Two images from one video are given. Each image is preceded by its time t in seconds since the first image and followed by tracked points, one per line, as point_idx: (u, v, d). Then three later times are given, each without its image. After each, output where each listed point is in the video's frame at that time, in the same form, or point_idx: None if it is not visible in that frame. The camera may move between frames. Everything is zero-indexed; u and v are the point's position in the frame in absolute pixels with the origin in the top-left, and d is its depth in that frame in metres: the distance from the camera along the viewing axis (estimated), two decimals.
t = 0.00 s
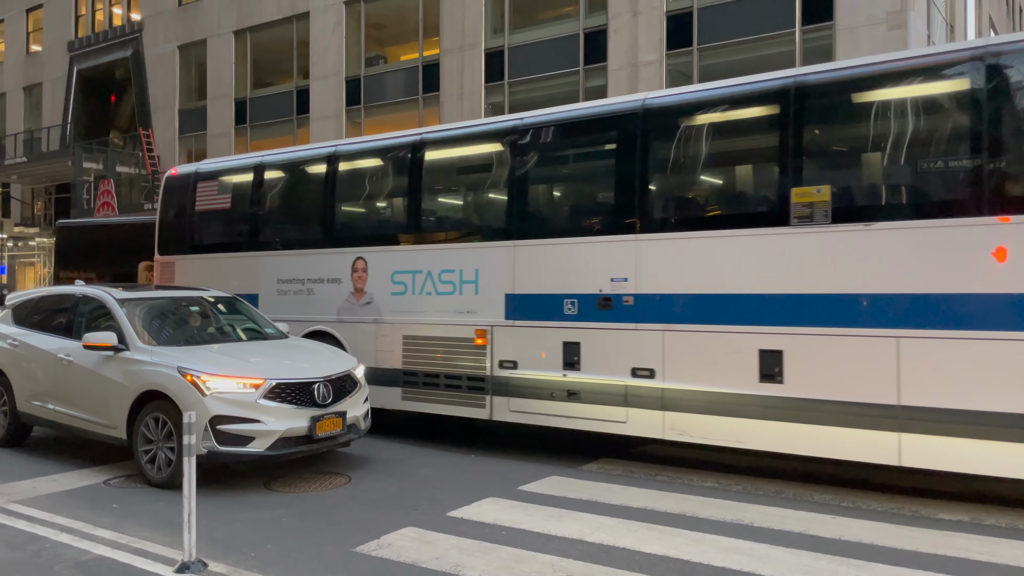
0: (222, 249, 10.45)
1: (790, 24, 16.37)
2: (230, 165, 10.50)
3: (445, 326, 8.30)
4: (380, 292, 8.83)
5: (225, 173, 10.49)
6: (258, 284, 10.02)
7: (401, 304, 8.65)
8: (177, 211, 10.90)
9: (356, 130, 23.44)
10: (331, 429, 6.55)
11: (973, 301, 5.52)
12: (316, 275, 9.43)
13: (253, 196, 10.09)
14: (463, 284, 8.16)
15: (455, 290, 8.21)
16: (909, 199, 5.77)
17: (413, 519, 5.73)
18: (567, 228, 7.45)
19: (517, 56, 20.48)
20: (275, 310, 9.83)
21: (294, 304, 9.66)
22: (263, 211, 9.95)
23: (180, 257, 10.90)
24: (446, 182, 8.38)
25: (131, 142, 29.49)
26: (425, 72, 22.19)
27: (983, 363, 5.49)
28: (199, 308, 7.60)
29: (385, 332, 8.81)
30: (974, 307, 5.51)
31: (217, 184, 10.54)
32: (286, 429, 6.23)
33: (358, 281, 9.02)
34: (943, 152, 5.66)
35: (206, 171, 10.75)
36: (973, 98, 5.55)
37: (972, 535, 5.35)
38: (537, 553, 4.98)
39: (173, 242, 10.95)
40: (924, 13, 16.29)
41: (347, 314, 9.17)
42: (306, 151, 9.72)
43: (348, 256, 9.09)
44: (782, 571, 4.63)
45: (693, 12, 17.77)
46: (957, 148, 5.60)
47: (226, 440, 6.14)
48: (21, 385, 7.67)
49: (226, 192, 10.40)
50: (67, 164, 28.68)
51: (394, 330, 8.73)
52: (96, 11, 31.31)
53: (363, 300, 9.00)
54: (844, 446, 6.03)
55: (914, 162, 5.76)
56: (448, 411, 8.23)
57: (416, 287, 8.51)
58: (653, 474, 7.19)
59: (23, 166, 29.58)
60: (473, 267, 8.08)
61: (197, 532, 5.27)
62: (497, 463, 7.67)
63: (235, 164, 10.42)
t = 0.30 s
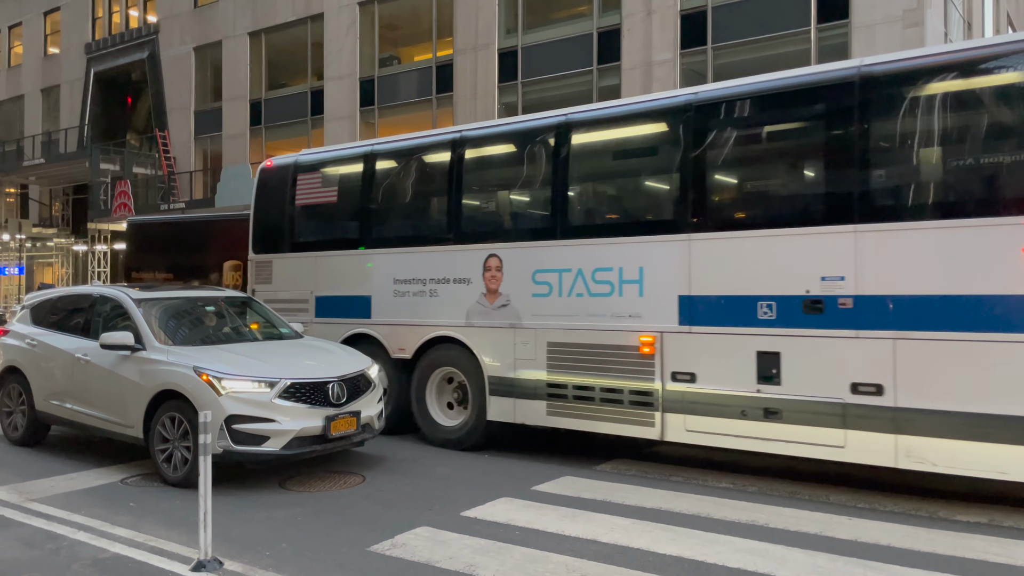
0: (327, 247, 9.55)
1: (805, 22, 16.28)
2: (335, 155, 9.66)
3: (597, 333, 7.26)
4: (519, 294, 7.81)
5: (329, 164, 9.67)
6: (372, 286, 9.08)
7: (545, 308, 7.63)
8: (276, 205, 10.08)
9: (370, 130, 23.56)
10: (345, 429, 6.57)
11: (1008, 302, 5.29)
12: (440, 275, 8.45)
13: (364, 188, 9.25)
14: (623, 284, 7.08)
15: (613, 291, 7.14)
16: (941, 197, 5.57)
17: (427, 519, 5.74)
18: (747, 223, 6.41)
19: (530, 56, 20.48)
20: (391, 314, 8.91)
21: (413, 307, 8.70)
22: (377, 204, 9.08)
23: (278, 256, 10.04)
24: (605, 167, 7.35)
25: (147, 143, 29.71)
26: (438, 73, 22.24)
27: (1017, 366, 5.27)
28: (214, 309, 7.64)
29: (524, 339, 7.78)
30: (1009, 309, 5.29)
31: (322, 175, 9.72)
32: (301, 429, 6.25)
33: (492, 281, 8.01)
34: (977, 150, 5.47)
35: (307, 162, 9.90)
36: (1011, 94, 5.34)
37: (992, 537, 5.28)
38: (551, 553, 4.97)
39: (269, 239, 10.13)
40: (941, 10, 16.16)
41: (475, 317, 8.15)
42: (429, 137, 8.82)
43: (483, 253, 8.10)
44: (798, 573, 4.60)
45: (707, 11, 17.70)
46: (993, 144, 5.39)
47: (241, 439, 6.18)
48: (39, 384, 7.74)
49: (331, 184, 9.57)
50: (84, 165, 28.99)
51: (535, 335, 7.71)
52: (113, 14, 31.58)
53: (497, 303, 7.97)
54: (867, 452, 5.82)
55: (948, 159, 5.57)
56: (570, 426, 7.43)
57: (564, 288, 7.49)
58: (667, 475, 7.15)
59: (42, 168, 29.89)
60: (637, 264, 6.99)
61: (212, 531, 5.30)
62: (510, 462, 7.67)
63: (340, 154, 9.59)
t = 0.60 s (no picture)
0: (449, 245, 8.43)
1: (821, 20, 16.18)
2: (451, 143, 8.59)
3: (798, 341, 6.08)
4: (695, 296, 6.62)
5: (444, 154, 8.62)
6: (505, 287, 7.91)
7: (728, 313, 6.44)
8: (392, 202, 8.99)
9: (384, 131, 23.66)
10: (360, 428, 6.59)
11: None
12: (592, 275, 7.27)
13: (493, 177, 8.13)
14: (837, 284, 5.91)
15: (824, 293, 5.97)
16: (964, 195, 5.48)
17: (442, 519, 5.75)
18: (818, 220, 6.03)
19: (544, 57, 20.47)
20: (526, 318, 7.74)
21: (555, 311, 7.52)
22: (506, 194, 7.98)
23: (392, 256, 8.97)
24: (809, 147, 6.18)
25: (164, 144, 29.95)
26: (453, 73, 22.27)
27: None
28: (230, 308, 7.68)
29: (703, 349, 6.57)
30: None
31: (442, 166, 8.62)
32: (316, 428, 6.28)
33: (659, 282, 6.82)
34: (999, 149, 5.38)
35: (421, 151, 8.83)
36: None
37: (1011, 539, 5.22)
38: (565, 553, 4.96)
39: (383, 238, 9.04)
40: (958, 7, 16.00)
41: (638, 322, 6.95)
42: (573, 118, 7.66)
43: (646, 248, 6.91)
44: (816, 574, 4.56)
45: (722, 9, 17.62)
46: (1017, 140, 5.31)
47: (256, 438, 6.21)
48: (58, 383, 7.81)
49: (452, 175, 8.50)
50: (102, 166, 29.27)
51: (718, 343, 6.49)
52: (130, 16, 31.82)
53: (666, 307, 6.78)
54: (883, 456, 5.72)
55: (970, 155, 5.50)
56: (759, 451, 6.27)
57: (756, 288, 6.28)
58: (681, 476, 7.10)
59: (61, 169, 30.19)
60: (856, 259, 5.84)
61: (228, 530, 5.33)
62: (524, 462, 7.67)
63: (456, 142, 8.54)
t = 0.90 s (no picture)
0: (607, 235, 7.28)
1: (839, 18, 16.06)
2: (600, 119, 7.47)
3: None
4: (939, 292, 5.49)
5: (591, 132, 7.52)
6: (674, 283, 6.79)
7: (985, 313, 5.32)
8: (526, 187, 7.92)
9: (400, 132, 23.74)
10: (376, 428, 6.60)
11: None
12: (789, 267, 6.14)
13: (656, 156, 7.05)
14: None
15: None
16: (994, 190, 5.33)
17: (457, 518, 5.75)
18: (844, 219, 5.92)
19: (559, 56, 20.44)
20: (707, 320, 6.59)
21: (742, 311, 6.38)
22: (676, 177, 6.90)
23: (528, 249, 7.87)
24: (834, 143, 6.05)
25: (181, 145, 30.18)
26: (468, 73, 22.28)
27: None
28: (247, 308, 7.72)
29: (948, 356, 5.47)
30: None
31: (587, 146, 7.54)
32: (332, 427, 6.29)
33: (886, 276, 5.70)
34: None
35: (563, 129, 7.74)
36: None
37: None
38: (581, 553, 4.95)
39: (515, 227, 7.97)
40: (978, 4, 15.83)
41: (856, 323, 5.84)
42: (761, 84, 6.54)
43: (869, 235, 5.79)
44: None
45: (739, 7, 17.53)
46: None
47: (273, 437, 6.24)
48: (77, 382, 7.89)
49: (605, 155, 7.40)
50: (121, 167, 29.57)
51: (970, 350, 5.38)
52: (148, 18, 32.06)
53: (900, 304, 5.66)
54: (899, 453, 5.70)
55: (1001, 149, 5.34)
56: None
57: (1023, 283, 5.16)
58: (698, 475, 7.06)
59: (81, 170, 30.52)
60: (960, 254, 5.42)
61: (245, 529, 5.36)
62: (540, 461, 7.66)
63: (605, 117, 7.44)
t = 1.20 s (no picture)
0: (803, 220, 6.29)
1: (857, 15, 15.93)
2: (785, 87, 6.49)
3: None
4: None
5: (770, 106, 6.57)
6: (892, 280, 5.80)
7: None
8: (686, 169, 7.04)
9: (415, 132, 23.82)
10: (392, 427, 6.62)
11: None
12: None
13: (865, 133, 6.09)
14: None
15: None
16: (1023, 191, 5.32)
17: (472, 518, 5.76)
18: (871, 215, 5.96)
19: (574, 56, 20.40)
20: (933, 321, 5.60)
21: (977, 313, 5.41)
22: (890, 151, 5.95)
23: (688, 241, 6.96)
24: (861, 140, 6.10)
25: (198, 146, 30.42)
26: (483, 72, 22.28)
27: None
28: (263, 308, 7.76)
29: None
30: None
31: (767, 121, 6.60)
32: (348, 427, 6.32)
33: None
34: None
35: (736, 101, 6.80)
36: None
37: None
38: (597, 554, 4.94)
39: (675, 215, 7.08)
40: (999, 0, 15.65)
41: None
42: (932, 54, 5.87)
43: (895, 232, 5.82)
44: None
45: (755, 5, 17.42)
46: None
47: (290, 436, 6.27)
48: (96, 381, 7.96)
49: (795, 127, 6.41)
50: (139, 168, 29.85)
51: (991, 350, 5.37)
52: (166, 20, 32.33)
53: None
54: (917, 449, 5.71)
55: None
56: None
57: None
58: (715, 476, 7.02)
59: (100, 171, 30.83)
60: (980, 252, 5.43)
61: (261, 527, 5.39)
62: (555, 461, 7.65)
63: (792, 85, 6.46)
